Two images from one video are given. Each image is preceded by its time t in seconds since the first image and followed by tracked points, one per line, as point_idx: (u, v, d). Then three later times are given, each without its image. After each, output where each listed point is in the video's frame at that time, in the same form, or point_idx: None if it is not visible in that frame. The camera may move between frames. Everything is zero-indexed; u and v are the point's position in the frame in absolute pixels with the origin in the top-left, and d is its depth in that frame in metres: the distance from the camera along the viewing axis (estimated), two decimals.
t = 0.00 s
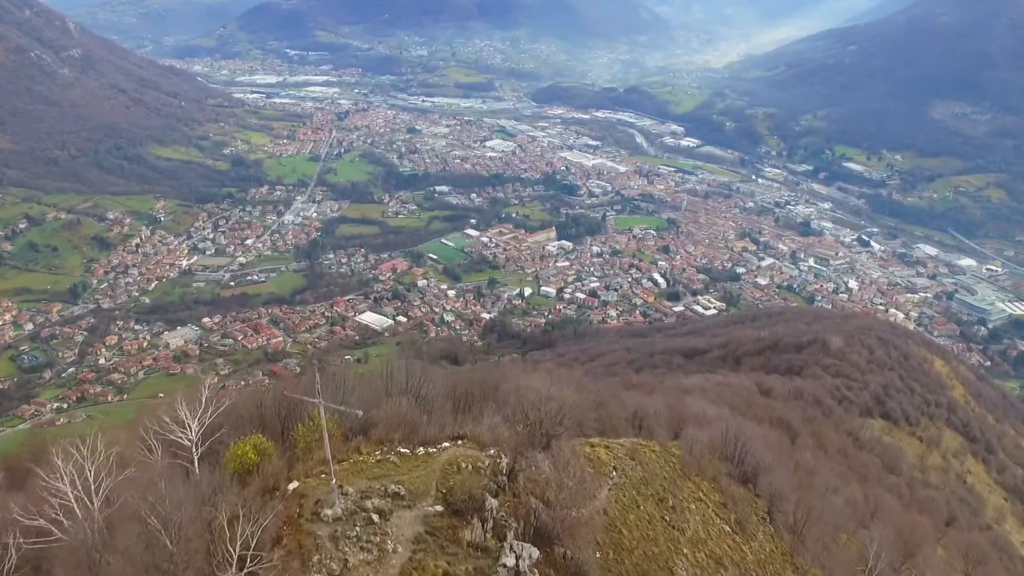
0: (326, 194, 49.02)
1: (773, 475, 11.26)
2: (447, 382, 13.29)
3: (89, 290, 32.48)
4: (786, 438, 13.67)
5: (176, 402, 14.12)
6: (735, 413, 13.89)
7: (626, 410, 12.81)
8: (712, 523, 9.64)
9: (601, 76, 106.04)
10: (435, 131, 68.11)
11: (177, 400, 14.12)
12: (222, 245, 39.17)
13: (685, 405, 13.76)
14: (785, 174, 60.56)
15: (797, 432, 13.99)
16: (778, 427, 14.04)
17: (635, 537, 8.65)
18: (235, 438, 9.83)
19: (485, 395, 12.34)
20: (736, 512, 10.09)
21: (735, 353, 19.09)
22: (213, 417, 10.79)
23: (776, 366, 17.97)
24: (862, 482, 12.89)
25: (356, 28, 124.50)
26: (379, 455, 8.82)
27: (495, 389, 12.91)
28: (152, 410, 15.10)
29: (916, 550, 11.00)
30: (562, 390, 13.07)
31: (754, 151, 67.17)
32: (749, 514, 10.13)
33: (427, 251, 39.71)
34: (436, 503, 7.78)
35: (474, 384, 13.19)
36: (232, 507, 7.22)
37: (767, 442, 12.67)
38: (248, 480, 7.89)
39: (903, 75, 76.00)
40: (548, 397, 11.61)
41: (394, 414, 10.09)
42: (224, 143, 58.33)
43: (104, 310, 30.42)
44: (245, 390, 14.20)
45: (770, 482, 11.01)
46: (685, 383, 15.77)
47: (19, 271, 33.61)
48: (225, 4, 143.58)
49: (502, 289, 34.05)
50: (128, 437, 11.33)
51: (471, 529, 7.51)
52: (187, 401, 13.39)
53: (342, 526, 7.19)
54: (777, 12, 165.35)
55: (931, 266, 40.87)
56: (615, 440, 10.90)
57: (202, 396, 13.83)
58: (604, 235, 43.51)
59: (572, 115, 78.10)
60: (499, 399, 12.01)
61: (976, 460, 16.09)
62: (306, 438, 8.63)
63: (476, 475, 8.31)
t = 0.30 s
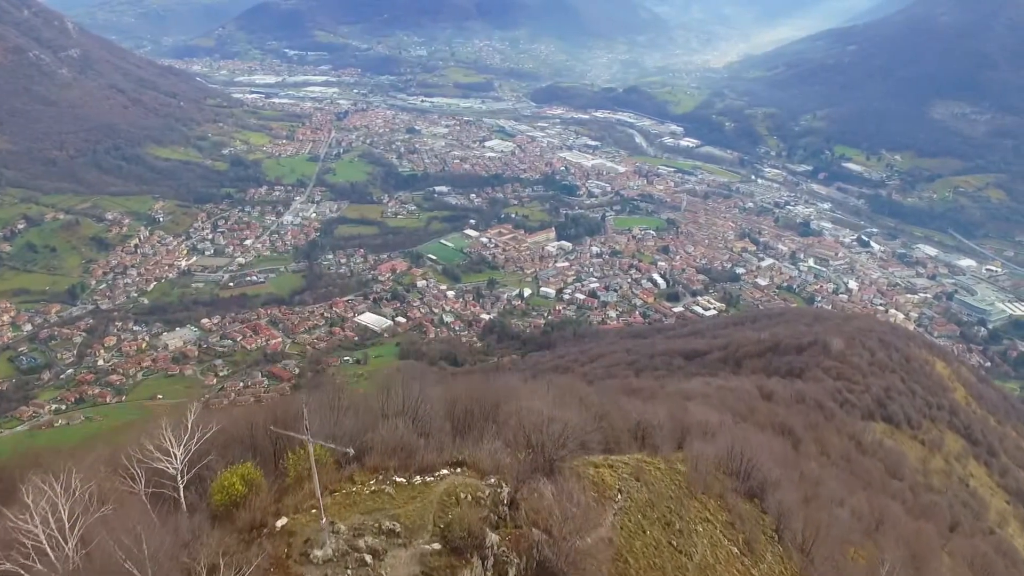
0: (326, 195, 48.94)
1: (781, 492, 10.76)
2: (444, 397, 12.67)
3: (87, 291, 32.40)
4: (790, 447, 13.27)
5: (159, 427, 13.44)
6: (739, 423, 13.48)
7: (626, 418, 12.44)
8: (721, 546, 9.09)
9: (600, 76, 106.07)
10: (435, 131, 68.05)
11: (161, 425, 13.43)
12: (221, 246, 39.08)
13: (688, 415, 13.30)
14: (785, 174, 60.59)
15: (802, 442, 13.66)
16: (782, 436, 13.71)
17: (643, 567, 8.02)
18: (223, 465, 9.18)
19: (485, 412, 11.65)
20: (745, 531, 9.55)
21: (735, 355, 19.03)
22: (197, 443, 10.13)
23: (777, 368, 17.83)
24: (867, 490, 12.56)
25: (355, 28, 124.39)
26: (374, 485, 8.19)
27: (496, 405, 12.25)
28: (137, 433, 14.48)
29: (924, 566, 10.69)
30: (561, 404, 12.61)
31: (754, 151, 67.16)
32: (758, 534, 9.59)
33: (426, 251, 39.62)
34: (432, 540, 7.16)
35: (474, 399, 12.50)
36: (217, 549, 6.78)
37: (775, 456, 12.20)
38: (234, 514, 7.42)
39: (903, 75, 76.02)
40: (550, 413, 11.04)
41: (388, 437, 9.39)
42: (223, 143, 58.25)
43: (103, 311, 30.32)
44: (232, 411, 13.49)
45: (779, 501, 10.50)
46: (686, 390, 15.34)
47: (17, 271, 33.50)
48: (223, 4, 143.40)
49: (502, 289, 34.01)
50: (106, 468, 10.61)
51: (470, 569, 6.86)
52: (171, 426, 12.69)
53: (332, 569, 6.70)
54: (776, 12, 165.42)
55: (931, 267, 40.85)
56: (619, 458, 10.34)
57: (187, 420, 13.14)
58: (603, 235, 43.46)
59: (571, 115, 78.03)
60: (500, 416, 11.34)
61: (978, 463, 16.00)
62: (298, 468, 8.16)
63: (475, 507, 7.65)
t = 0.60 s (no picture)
0: (325, 195, 48.86)
1: (790, 511, 10.18)
2: (442, 417, 12.30)
3: (86, 292, 32.32)
4: (794, 454, 12.80)
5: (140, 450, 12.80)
6: (743, 431, 13.03)
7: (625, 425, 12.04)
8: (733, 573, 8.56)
9: (600, 76, 106.03)
10: (434, 131, 67.98)
11: (142, 448, 12.79)
12: (221, 246, 39.03)
13: (690, 423, 12.87)
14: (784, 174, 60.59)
15: (805, 447, 13.23)
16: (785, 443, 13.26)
17: None
18: (212, 492, 8.62)
19: (485, 432, 11.18)
20: (756, 555, 9.03)
21: (736, 357, 18.90)
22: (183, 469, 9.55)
23: (777, 371, 17.70)
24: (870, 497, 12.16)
25: (354, 28, 124.31)
26: (368, 520, 7.72)
27: (496, 424, 11.79)
28: (117, 454, 13.78)
29: None
30: (561, 417, 12.19)
31: (753, 151, 67.16)
32: (768, 557, 9.06)
33: (426, 252, 39.55)
34: None
35: (473, 418, 12.04)
36: None
37: (782, 468, 11.67)
38: (219, 551, 6.98)
39: (902, 75, 76.00)
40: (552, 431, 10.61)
41: (384, 462, 8.93)
42: (222, 144, 58.18)
43: (102, 312, 30.30)
44: (218, 434, 12.91)
45: (791, 520, 9.94)
46: (687, 396, 14.90)
47: (16, 272, 33.41)
48: (223, 4, 143.43)
49: (502, 290, 33.99)
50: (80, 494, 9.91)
51: None
52: (153, 451, 12.05)
53: None
54: (775, 11, 165.34)
55: (931, 267, 40.81)
56: (624, 476, 9.83)
57: (169, 444, 12.49)
58: (603, 236, 43.41)
59: (571, 116, 78.01)
60: (502, 436, 10.88)
61: (980, 466, 15.89)
62: (285, 505, 7.68)
63: (475, 543, 7.24)
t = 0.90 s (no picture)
0: (324, 196, 48.77)
1: (799, 528, 9.51)
2: (443, 431, 12.01)
3: (85, 292, 32.26)
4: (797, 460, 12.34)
5: (125, 469, 12.39)
6: (746, 439, 12.60)
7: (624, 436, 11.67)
8: None
9: (600, 76, 105.98)
10: (434, 131, 67.88)
11: (127, 468, 12.38)
12: (220, 246, 39.00)
13: (691, 432, 12.44)
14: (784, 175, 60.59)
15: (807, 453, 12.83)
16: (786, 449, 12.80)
17: None
18: (198, 523, 8.44)
19: (486, 450, 10.89)
20: None
21: (736, 359, 18.75)
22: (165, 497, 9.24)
23: (778, 373, 17.52)
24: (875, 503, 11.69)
25: (354, 28, 124.15)
26: (361, 559, 7.67)
27: (499, 438, 11.51)
28: (101, 469, 13.36)
29: None
30: (564, 429, 11.86)
31: (753, 151, 67.15)
32: None
33: (425, 252, 39.47)
34: None
35: (472, 434, 11.70)
36: None
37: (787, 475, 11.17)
38: None
39: (902, 75, 76.00)
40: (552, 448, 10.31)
41: (379, 492, 8.71)
42: (221, 144, 58.05)
43: (100, 312, 30.25)
44: (207, 451, 12.53)
45: (803, 538, 9.30)
46: (687, 402, 14.48)
47: (14, 273, 33.36)
48: (222, 5, 143.25)
49: (501, 290, 33.96)
50: (62, 522, 9.55)
51: None
52: (140, 471, 11.68)
53: None
54: (775, 12, 165.43)
55: (931, 267, 40.75)
56: (628, 496, 9.60)
57: (156, 465, 12.09)
58: (603, 236, 43.36)
59: (570, 116, 77.95)
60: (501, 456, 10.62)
61: (982, 468, 15.63)
62: (272, 545, 7.59)
63: None
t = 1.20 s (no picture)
0: (323, 196, 48.69)
1: (810, 547, 8.52)
2: (443, 449, 11.05)
3: (83, 293, 32.14)
4: (800, 468, 11.50)
5: (97, 484, 11.33)
6: (749, 445, 11.82)
7: (622, 444, 10.89)
8: None
9: (599, 76, 106.11)
10: (432, 132, 67.80)
11: (100, 484, 11.32)
12: (218, 247, 38.93)
13: (694, 440, 11.69)
14: (783, 175, 60.58)
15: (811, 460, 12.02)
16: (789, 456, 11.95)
17: None
18: (173, 557, 7.43)
19: (488, 470, 9.90)
20: None
21: (736, 361, 18.62)
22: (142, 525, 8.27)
23: (778, 375, 17.27)
24: (884, 517, 10.85)
25: (353, 28, 124.09)
26: None
27: (504, 455, 10.50)
28: (73, 482, 12.31)
29: None
30: (567, 441, 10.89)
31: (752, 151, 67.19)
32: None
33: (424, 253, 39.39)
34: None
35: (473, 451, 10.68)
36: None
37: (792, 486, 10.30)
38: None
39: (900, 75, 76.03)
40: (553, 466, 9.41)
41: (371, 526, 7.71)
42: (220, 144, 57.93)
43: (98, 313, 30.18)
44: (186, 466, 11.45)
45: (812, 557, 8.32)
46: (687, 408, 13.78)
47: (12, 273, 33.26)
48: (220, 4, 142.97)
49: (500, 291, 33.93)
50: (22, 552, 8.52)
51: None
52: (112, 489, 10.61)
53: None
54: (773, 11, 165.71)
55: (930, 268, 40.72)
56: (632, 519, 8.79)
57: (130, 482, 11.03)
58: (602, 236, 43.33)
59: (570, 116, 77.97)
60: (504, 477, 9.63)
61: (985, 471, 15.35)
62: None
63: None
